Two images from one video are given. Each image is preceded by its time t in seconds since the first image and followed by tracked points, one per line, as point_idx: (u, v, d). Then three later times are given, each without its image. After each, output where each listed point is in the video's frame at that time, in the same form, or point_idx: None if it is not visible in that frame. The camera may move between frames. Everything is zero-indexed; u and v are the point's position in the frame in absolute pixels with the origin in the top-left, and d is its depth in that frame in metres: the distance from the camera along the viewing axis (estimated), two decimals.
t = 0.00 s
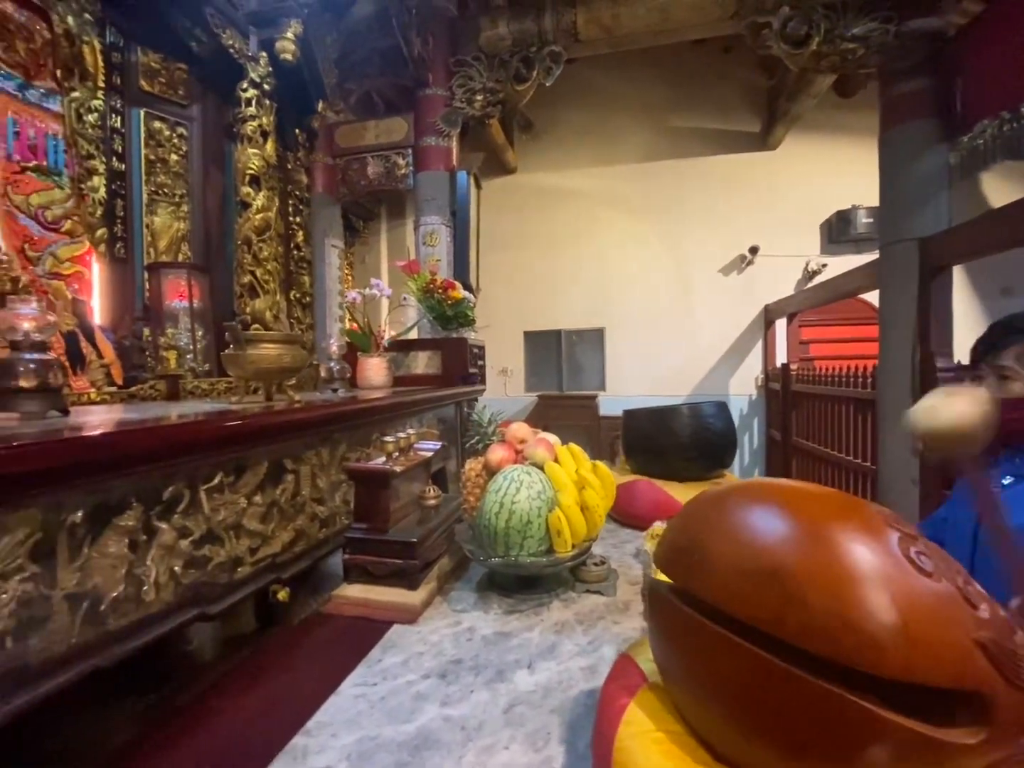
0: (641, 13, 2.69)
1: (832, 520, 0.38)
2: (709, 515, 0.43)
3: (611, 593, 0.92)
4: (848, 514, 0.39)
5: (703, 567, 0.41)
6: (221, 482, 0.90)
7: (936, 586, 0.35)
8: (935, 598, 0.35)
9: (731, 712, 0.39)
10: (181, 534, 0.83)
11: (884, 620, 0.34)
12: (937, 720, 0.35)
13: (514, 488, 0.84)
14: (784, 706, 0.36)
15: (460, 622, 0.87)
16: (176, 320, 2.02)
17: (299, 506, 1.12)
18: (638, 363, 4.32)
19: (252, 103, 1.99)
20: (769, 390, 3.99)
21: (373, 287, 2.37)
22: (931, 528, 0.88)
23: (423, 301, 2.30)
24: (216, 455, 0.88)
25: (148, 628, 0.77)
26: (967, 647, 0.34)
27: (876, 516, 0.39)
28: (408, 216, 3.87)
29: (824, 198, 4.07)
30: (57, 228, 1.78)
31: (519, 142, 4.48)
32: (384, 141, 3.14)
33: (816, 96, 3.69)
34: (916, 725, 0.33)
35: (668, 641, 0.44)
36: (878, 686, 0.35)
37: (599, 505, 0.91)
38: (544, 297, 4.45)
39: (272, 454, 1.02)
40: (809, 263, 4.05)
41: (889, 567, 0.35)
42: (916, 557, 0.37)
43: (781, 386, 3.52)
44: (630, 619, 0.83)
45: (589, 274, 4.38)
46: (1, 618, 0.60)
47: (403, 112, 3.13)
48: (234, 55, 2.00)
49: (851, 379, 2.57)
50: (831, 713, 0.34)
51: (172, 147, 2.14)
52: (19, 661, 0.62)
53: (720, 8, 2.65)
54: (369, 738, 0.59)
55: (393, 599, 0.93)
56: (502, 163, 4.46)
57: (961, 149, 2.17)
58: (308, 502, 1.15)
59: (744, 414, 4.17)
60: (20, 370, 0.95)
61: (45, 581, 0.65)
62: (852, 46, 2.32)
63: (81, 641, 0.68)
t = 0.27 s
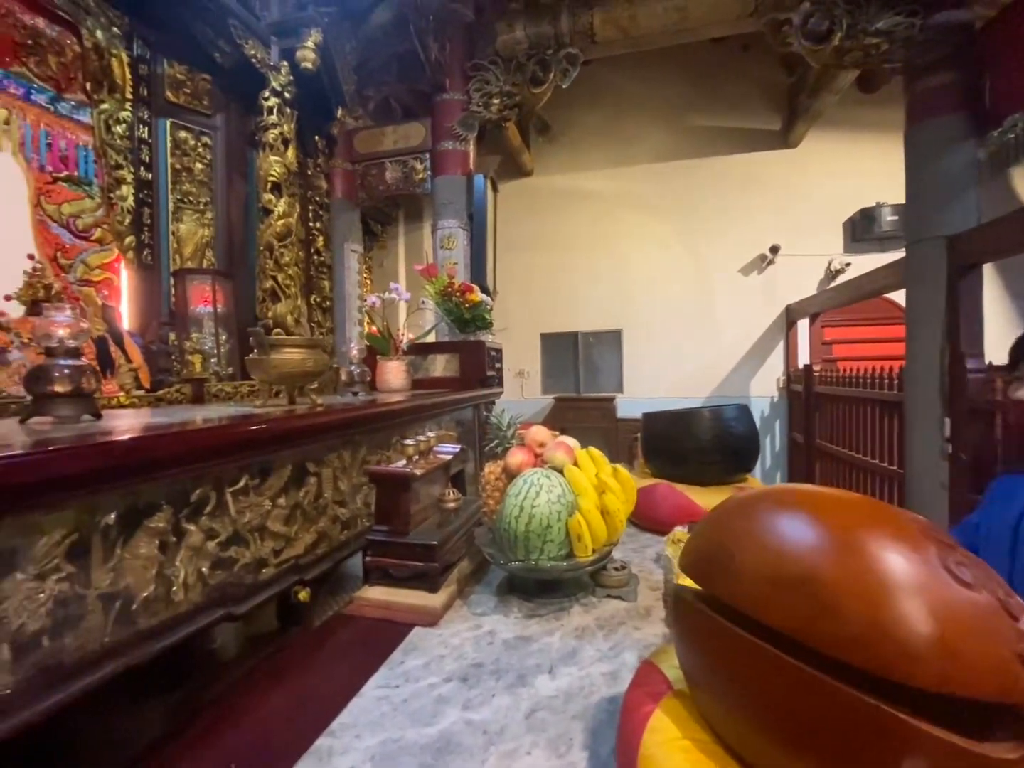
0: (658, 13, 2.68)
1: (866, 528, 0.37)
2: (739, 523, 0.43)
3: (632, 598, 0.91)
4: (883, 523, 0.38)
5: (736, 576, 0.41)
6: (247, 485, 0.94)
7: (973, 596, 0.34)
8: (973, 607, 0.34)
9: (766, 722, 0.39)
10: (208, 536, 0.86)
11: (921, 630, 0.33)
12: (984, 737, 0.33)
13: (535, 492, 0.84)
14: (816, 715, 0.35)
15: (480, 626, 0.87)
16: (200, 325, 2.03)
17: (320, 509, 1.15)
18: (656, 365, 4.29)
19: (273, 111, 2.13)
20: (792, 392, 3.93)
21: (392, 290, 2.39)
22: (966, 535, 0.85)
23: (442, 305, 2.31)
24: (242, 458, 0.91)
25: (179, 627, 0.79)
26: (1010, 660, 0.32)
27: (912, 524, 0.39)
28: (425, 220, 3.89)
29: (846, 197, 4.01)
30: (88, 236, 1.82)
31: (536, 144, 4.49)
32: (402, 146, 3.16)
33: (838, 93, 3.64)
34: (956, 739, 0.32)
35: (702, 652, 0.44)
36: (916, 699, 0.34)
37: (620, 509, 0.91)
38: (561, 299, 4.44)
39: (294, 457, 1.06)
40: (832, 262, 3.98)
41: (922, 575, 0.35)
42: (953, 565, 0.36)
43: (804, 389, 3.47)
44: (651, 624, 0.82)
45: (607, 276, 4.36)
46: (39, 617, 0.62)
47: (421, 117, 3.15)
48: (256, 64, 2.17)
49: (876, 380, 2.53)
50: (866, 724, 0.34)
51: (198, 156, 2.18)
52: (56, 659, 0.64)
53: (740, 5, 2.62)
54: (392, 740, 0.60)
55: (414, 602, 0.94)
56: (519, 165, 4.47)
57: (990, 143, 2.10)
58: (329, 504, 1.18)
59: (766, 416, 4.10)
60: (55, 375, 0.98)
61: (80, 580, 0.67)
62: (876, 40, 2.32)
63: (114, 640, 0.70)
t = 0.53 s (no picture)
0: (678, 12, 2.65)
1: (903, 540, 0.36)
2: (769, 532, 0.43)
3: (656, 605, 0.91)
4: (921, 533, 0.37)
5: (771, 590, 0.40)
6: (273, 488, 0.96)
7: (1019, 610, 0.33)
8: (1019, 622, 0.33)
9: (802, 739, 0.38)
10: (236, 538, 0.88)
11: (961, 645, 0.32)
12: None
13: (556, 497, 0.85)
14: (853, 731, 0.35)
15: (503, 630, 0.87)
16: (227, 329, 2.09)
17: (344, 512, 1.17)
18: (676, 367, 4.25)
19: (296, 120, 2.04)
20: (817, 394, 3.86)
21: (412, 294, 2.40)
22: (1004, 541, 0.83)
23: (461, 309, 2.32)
24: (270, 462, 0.93)
25: (209, 626, 0.81)
26: None
27: (950, 536, 0.38)
28: (444, 223, 3.91)
29: (871, 195, 3.94)
30: (120, 245, 1.88)
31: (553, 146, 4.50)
32: (421, 151, 3.19)
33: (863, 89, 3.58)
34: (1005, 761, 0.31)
35: (732, 668, 0.43)
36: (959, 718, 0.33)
37: (642, 514, 0.91)
38: (580, 301, 4.43)
39: (319, 461, 1.08)
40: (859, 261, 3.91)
41: (963, 587, 0.34)
42: (996, 578, 0.35)
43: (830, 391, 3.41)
44: (676, 632, 0.81)
45: (626, 277, 4.34)
46: (76, 617, 0.64)
47: (440, 121, 3.16)
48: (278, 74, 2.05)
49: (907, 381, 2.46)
50: (907, 745, 0.33)
51: (224, 165, 2.22)
52: (92, 658, 0.66)
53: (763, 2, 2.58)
54: (417, 745, 0.61)
55: (436, 606, 0.94)
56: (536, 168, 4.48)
57: None
58: (353, 507, 1.20)
59: (790, 419, 4.04)
60: (90, 381, 1.00)
61: (115, 581, 0.70)
62: (904, 34, 2.23)
63: (147, 640, 0.72)
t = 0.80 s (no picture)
0: (698, 11, 2.64)
1: (938, 550, 0.35)
2: (797, 540, 0.42)
3: (680, 612, 0.90)
4: (957, 543, 0.36)
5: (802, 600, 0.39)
6: (298, 491, 0.97)
7: None
8: None
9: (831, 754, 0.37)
10: (262, 540, 0.90)
11: (999, 661, 0.30)
12: None
13: (577, 502, 0.84)
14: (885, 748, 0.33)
15: (524, 636, 0.87)
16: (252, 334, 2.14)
17: (366, 515, 1.18)
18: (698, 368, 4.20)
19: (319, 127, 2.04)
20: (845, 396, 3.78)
21: (432, 298, 2.41)
22: None
23: (481, 312, 2.33)
24: (294, 465, 0.95)
25: (236, 627, 0.83)
26: None
27: (989, 548, 0.36)
28: (463, 226, 3.91)
29: (898, 192, 3.86)
30: (150, 253, 1.91)
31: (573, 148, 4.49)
32: (441, 155, 3.18)
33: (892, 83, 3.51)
34: None
35: (756, 677, 0.42)
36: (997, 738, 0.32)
37: (665, 521, 0.90)
38: (600, 303, 4.41)
39: (342, 464, 1.09)
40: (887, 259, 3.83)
41: (1001, 601, 0.32)
42: None
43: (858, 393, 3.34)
44: (700, 640, 0.80)
45: (646, 278, 4.31)
46: (109, 617, 0.67)
47: (459, 126, 3.17)
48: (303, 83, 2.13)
49: (940, 383, 2.40)
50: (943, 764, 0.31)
51: (249, 173, 2.26)
52: (124, 656, 0.69)
53: None
54: (439, 749, 0.61)
55: (457, 610, 0.94)
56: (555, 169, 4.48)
57: None
58: (375, 510, 1.21)
59: (816, 421, 3.96)
60: (122, 386, 1.01)
61: (146, 581, 0.72)
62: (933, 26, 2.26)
63: (176, 639, 0.74)
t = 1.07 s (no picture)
0: (719, 9, 2.65)
1: (974, 566, 0.34)
2: (824, 552, 0.41)
3: (702, 621, 0.88)
4: (995, 560, 0.35)
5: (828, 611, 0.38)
6: (320, 495, 0.99)
7: None
8: None
9: None
10: (285, 544, 0.91)
11: None
12: None
13: (597, 509, 0.84)
14: None
15: (544, 643, 0.86)
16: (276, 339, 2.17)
17: (386, 518, 1.18)
18: (720, 371, 4.15)
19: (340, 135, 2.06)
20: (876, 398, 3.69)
21: (452, 302, 2.42)
22: None
23: (500, 315, 2.33)
24: (317, 469, 0.96)
25: (259, 628, 0.84)
26: None
27: None
28: (483, 229, 3.92)
29: (927, 189, 3.77)
30: (179, 260, 1.95)
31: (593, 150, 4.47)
32: (460, 159, 3.23)
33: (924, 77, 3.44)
34: None
35: (781, 691, 0.41)
36: None
37: (687, 528, 0.88)
38: (620, 305, 4.39)
39: (363, 468, 1.10)
40: (919, 257, 3.74)
41: None
42: None
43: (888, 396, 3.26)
44: (723, 650, 0.79)
45: (667, 279, 4.27)
46: (138, 618, 0.69)
47: (479, 130, 3.18)
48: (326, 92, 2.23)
49: (972, 385, 2.33)
50: None
51: (274, 181, 2.30)
52: (153, 656, 0.70)
53: None
54: (459, 756, 0.61)
55: (477, 615, 0.94)
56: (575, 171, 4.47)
57: None
58: (395, 514, 1.21)
59: (845, 424, 3.87)
60: (153, 392, 1.04)
61: (175, 583, 0.74)
62: (966, 17, 2.20)
63: (202, 641, 0.76)
